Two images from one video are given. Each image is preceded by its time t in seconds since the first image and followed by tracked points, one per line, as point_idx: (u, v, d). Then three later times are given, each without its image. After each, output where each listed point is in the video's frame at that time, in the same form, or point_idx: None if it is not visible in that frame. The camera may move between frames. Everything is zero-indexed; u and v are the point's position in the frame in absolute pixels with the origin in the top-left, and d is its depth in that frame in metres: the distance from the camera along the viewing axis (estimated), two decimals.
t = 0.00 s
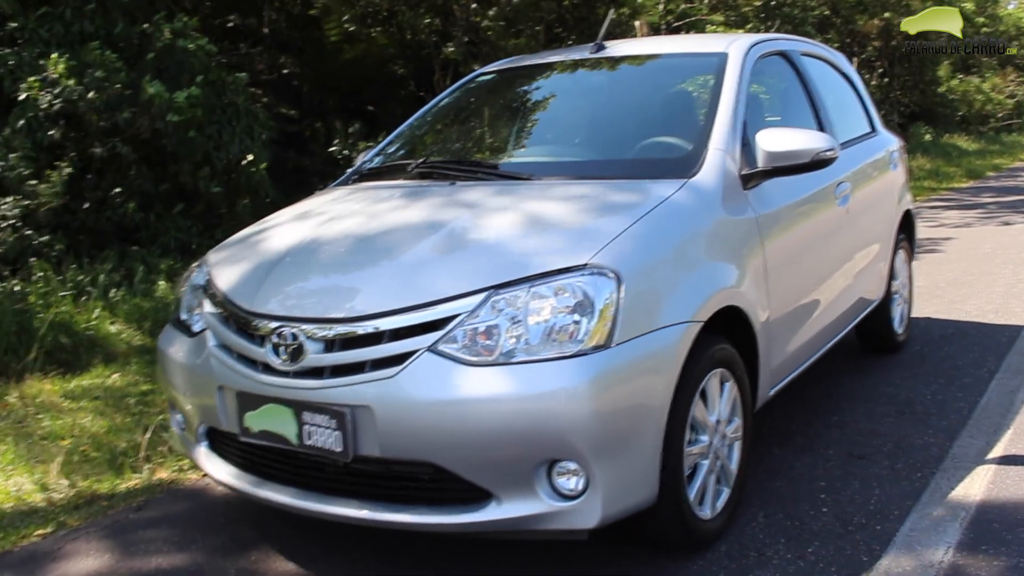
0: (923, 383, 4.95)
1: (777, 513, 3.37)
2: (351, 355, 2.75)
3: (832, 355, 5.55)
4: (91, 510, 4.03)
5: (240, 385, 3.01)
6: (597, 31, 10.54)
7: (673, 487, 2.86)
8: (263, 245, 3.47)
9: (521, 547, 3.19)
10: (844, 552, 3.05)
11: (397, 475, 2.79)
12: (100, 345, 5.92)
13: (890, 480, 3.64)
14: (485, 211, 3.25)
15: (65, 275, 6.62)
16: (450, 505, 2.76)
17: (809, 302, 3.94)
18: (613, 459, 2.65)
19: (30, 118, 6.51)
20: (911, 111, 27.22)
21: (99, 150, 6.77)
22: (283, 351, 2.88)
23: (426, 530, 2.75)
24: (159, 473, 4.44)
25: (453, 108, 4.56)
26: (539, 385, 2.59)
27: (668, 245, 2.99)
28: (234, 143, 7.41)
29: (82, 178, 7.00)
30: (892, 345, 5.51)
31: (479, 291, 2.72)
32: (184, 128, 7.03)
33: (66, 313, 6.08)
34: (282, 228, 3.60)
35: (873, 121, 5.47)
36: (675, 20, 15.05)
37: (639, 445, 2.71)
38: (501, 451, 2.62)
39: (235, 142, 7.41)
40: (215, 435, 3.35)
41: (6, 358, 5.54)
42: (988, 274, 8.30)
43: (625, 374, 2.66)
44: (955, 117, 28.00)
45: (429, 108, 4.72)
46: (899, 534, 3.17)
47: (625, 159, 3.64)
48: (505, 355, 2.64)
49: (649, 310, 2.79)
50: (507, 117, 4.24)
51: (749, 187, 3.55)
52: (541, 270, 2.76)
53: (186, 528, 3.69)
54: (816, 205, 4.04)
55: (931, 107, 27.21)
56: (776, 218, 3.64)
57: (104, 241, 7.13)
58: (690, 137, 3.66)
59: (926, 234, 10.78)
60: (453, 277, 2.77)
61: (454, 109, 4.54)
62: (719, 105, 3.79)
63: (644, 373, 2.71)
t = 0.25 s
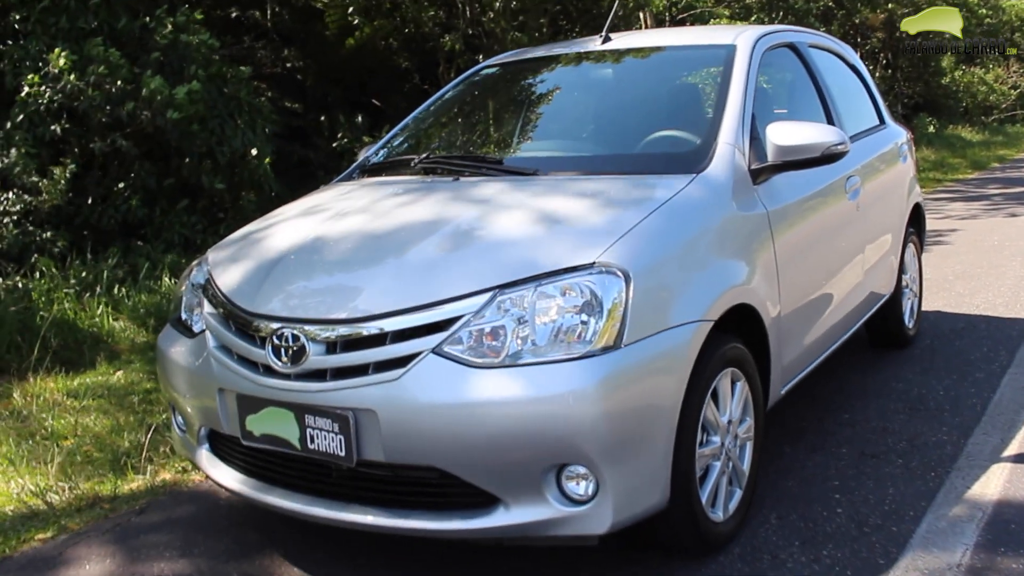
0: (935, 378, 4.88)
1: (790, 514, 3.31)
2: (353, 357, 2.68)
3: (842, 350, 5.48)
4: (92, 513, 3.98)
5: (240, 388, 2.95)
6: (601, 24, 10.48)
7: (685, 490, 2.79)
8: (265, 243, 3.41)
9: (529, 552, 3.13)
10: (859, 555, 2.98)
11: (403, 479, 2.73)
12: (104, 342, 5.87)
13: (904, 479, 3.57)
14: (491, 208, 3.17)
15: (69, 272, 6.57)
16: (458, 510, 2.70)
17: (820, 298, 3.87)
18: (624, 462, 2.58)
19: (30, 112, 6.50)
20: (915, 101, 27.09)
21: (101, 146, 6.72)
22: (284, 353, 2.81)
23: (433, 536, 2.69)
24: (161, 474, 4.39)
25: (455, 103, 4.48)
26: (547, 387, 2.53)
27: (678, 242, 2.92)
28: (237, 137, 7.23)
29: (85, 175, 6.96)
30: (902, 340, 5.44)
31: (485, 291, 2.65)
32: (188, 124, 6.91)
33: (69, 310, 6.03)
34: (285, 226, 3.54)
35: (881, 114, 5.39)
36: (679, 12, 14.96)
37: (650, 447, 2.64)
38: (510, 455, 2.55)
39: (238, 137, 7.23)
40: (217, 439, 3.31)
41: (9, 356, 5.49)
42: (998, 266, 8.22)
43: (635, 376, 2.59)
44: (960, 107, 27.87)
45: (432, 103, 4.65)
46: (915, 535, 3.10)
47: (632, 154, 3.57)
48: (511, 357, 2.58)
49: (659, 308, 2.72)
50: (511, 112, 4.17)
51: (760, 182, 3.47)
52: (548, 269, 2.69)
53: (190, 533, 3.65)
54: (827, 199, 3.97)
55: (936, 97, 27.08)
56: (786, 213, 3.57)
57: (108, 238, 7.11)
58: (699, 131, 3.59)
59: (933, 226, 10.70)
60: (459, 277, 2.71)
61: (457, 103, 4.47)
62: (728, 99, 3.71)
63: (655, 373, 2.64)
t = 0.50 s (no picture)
0: (950, 371, 4.81)
1: (806, 512, 3.24)
2: (358, 355, 2.61)
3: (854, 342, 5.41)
4: (96, 511, 3.93)
5: (243, 385, 2.88)
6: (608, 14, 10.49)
7: (699, 490, 2.73)
8: (269, 237, 3.34)
9: (540, 552, 3.08)
10: (878, 555, 2.92)
11: (410, 479, 2.67)
12: (109, 336, 5.83)
13: (922, 476, 3.50)
14: (500, 202, 3.10)
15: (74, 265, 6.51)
16: (465, 511, 2.64)
17: (834, 291, 3.79)
18: (637, 462, 2.51)
19: (38, 104, 6.43)
20: (923, 89, 26.93)
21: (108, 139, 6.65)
22: (288, 350, 2.74)
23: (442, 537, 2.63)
24: (166, 471, 4.33)
25: (460, 94, 4.41)
26: (557, 385, 2.46)
27: (691, 236, 2.84)
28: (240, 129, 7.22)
29: (91, 167, 6.87)
30: (916, 332, 5.36)
31: (493, 287, 2.58)
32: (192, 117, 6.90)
33: (75, 303, 5.99)
34: (290, 220, 3.48)
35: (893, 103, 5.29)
36: None
37: (663, 446, 2.57)
38: (520, 455, 2.49)
39: (241, 129, 7.23)
40: (221, 437, 3.26)
41: (14, 351, 5.44)
42: (1010, 256, 8.13)
43: (648, 373, 2.52)
44: (968, 95, 27.70)
45: (436, 95, 4.57)
46: (935, 535, 3.03)
47: (642, 146, 3.49)
48: (520, 354, 2.51)
49: (672, 304, 2.65)
50: (518, 103, 4.10)
51: (772, 173, 3.39)
52: (558, 264, 2.61)
53: (196, 532, 3.60)
54: (840, 191, 3.89)
55: (943, 85, 26.92)
56: (800, 205, 3.49)
57: (113, 231, 7.06)
58: (711, 122, 3.51)
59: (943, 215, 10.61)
60: (466, 273, 2.64)
61: (462, 94, 4.39)
62: (739, 88, 3.63)
63: (669, 370, 2.57)
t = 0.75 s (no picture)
0: (962, 366, 4.77)
1: (817, 508, 3.21)
2: (365, 348, 2.58)
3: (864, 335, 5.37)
4: (103, 503, 3.92)
5: (250, 379, 2.85)
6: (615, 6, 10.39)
7: (710, 485, 2.69)
8: (277, 228, 3.32)
9: (550, 547, 3.05)
10: (892, 552, 2.89)
11: (417, 473, 2.64)
12: (113, 329, 5.81)
13: (935, 472, 3.47)
14: (509, 195, 3.07)
15: (77, 259, 6.47)
16: (474, 505, 2.61)
17: (846, 283, 3.75)
18: (648, 457, 2.48)
19: (43, 98, 6.43)
20: (932, 81, 26.80)
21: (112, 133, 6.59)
22: (295, 343, 2.71)
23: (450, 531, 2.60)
24: (172, 463, 4.31)
25: (468, 83, 4.37)
26: (567, 379, 2.42)
27: (702, 227, 2.80)
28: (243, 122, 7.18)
29: (93, 162, 6.80)
30: (927, 326, 5.32)
31: (502, 278, 2.54)
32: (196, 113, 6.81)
33: (79, 296, 5.98)
34: (298, 211, 3.46)
35: (905, 93, 5.23)
36: None
37: (675, 441, 2.54)
38: (530, 449, 2.46)
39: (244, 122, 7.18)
40: (226, 430, 3.25)
41: (19, 344, 5.42)
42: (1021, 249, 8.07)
43: (659, 367, 2.48)
44: (976, 87, 27.56)
45: (444, 84, 4.53)
46: (949, 532, 3.00)
47: (652, 136, 3.45)
48: (530, 347, 2.48)
49: (684, 296, 2.61)
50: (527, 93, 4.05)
51: (784, 163, 3.34)
52: (568, 256, 2.58)
53: (204, 525, 3.59)
54: (853, 181, 3.85)
55: (952, 77, 26.79)
56: (812, 196, 3.45)
57: (116, 225, 6.98)
58: (722, 111, 3.46)
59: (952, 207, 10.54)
60: (475, 264, 2.60)
61: (470, 84, 4.36)
62: (751, 77, 3.58)
63: (681, 363, 2.54)
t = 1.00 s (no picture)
0: (970, 359, 4.74)
1: (828, 499, 3.18)
2: (379, 336, 2.56)
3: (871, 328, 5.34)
4: (107, 494, 3.89)
5: (260, 367, 2.83)
6: None
7: (725, 476, 2.67)
8: (286, 215, 3.30)
9: (561, 538, 3.03)
10: (904, 543, 2.85)
11: (431, 463, 2.63)
12: (112, 319, 5.76)
13: (946, 464, 3.43)
14: (522, 182, 3.04)
15: (77, 248, 6.44)
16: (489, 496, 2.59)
17: (858, 273, 3.73)
18: (665, 447, 2.46)
19: (38, 86, 6.39)
20: (933, 74, 26.75)
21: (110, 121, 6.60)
22: (306, 331, 2.69)
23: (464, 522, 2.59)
24: (176, 453, 4.29)
25: (476, 72, 4.34)
26: (584, 367, 2.41)
27: (719, 216, 2.78)
28: (244, 111, 7.04)
29: (92, 150, 6.80)
30: (934, 318, 5.30)
31: (518, 266, 2.52)
32: (196, 101, 6.75)
33: (78, 286, 5.94)
34: (307, 198, 3.43)
35: (916, 83, 5.21)
36: None
37: (691, 430, 2.52)
38: (545, 438, 2.44)
39: (246, 111, 7.04)
40: (234, 420, 3.22)
41: (19, 334, 5.39)
42: None
43: (676, 355, 2.46)
44: (978, 81, 27.50)
45: (453, 71, 4.50)
46: (961, 524, 2.96)
47: (666, 123, 3.42)
48: (546, 335, 2.46)
49: (702, 285, 2.59)
50: (537, 81, 4.02)
51: (800, 152, 3.32)
52: (585, 243, 2.55)
53: (209, 515, 3.56)
54: (866, 171, 3.83)
55: (953, 70, 26.73)
56: (826, 185, 3.42)
57: (116, 214, 7.00)
58: (736, 99, 3.44)
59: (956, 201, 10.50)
60: (490, 251, 2.58)
61: (478, 72, 4.33)
62: (766, 65, 3.56)
63: (698, 352, 2.52)
